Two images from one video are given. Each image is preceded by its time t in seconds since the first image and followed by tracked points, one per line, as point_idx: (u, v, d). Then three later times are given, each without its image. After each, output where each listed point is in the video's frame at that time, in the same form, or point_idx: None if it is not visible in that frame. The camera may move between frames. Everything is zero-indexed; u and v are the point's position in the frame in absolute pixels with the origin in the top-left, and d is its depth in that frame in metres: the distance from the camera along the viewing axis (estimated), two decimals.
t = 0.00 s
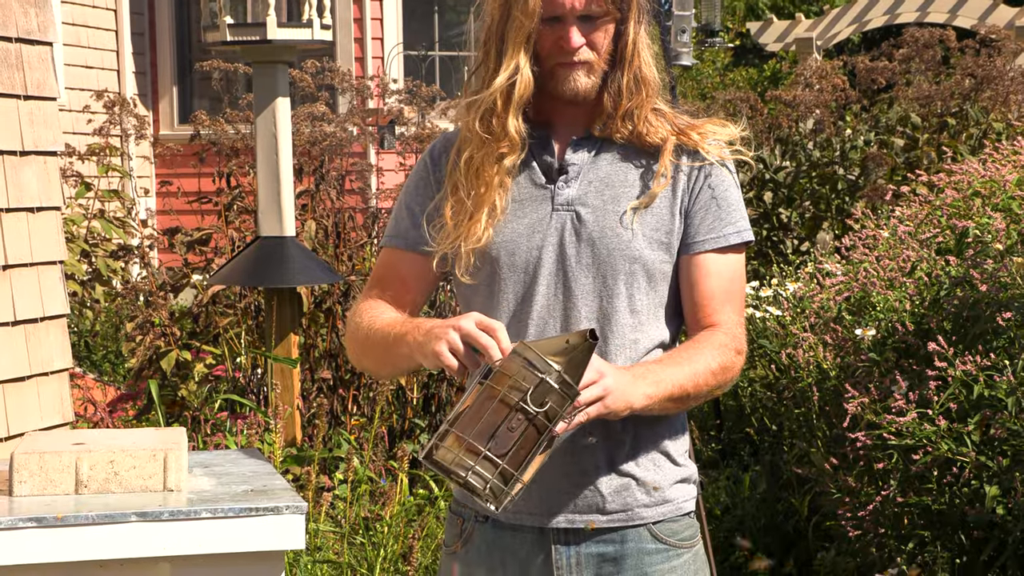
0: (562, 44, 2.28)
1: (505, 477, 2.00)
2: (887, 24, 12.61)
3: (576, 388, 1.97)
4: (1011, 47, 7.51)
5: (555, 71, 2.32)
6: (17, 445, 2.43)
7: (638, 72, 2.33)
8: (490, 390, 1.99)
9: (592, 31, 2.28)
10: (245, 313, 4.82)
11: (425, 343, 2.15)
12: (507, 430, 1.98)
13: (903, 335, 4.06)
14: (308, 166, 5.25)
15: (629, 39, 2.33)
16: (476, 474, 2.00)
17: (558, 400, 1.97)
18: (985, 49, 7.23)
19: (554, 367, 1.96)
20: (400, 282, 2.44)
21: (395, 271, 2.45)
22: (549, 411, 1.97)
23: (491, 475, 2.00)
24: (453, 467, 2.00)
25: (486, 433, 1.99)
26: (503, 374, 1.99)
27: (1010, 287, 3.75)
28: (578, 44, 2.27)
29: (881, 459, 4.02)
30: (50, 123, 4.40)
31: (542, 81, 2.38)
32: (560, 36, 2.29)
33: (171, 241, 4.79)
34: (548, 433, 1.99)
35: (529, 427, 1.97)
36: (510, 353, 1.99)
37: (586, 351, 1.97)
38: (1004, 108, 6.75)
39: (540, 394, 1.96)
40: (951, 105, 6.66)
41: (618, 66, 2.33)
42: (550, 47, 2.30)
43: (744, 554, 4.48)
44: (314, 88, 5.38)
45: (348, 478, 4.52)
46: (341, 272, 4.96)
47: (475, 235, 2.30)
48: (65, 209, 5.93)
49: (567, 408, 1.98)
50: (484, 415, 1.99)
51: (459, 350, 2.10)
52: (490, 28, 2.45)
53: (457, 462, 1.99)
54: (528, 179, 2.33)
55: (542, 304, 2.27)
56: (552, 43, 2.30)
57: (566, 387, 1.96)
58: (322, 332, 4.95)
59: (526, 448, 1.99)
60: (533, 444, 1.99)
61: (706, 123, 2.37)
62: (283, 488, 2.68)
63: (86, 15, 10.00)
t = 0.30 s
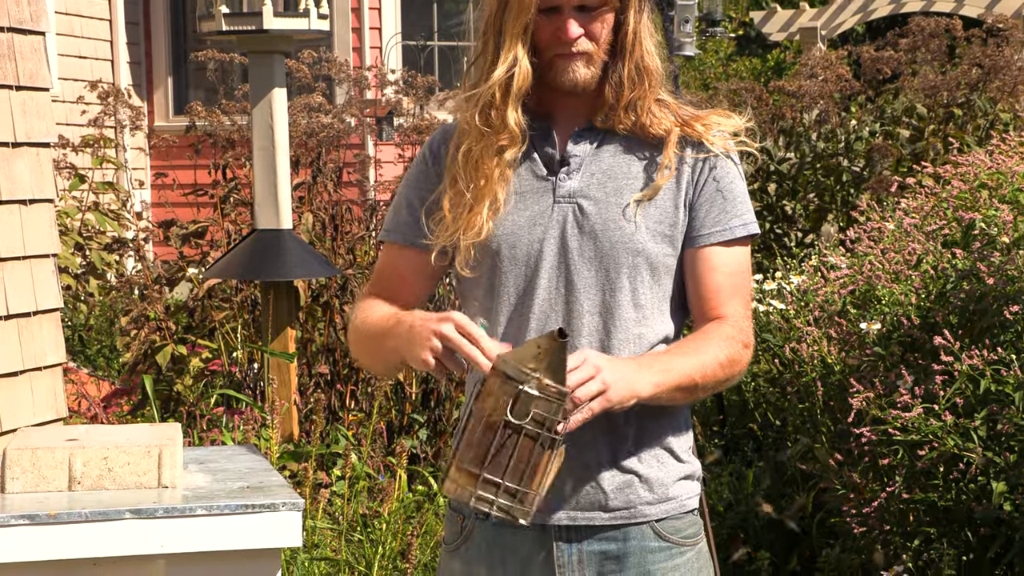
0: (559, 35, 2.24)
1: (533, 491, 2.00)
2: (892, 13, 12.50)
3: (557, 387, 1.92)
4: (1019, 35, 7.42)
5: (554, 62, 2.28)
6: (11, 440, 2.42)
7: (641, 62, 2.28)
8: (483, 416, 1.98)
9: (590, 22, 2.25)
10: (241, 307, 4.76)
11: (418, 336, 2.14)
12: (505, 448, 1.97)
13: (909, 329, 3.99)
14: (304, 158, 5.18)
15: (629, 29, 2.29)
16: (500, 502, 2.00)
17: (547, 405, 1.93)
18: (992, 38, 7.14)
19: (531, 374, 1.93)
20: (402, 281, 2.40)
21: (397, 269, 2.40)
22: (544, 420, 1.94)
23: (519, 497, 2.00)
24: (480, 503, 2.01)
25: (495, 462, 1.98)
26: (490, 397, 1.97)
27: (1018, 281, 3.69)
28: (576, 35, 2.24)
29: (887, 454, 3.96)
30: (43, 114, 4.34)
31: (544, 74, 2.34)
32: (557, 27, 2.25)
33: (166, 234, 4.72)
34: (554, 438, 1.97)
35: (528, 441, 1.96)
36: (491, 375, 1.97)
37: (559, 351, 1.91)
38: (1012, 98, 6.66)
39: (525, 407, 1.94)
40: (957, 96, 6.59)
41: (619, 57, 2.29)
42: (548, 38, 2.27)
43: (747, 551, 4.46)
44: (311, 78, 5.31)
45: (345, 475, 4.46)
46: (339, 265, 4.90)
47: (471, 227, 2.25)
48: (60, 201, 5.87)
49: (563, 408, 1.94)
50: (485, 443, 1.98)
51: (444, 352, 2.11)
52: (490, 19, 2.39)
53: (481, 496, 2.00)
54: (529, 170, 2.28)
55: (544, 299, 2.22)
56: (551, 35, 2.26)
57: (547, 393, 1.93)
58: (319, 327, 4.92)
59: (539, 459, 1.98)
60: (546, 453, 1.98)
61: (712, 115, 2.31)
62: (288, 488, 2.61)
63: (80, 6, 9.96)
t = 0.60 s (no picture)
0: (557, 32, 2.24)
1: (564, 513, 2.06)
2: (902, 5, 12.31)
3: (541, 407, 1.99)
4: None
5: (552, 58, 2.27)
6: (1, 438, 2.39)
7: (642, 55, 2.27)
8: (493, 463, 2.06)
9: (586, 18, 2.25)
10: (237, 304, 4.68)
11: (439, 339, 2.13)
12: (520, 482, 2.04)
13: (918, 326, 3.91)
14: (302, 152, 5.10)
15: (629, 22, 2.30)
16: (536, 534, 2.05)
17: (542, 426, 2.00)
18: (1003, 30, 7.03)
19: (515, 408, 2.00)
20: (403, 275, 2.38)
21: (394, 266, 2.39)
22: (547, 442, 2.01)
23: (554, 525, 2.06)
24: (525, 545, 2.06)
25: (518, 498, 2.04)
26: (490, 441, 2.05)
27: None
28: (573, 31, 2.24)
29: (895, 454, 3.88)
30: (35, 107, 4.26)
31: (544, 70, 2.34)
32: (554, 23, 2.25)
33: (160, 229, 4.64)
34: (563, 455, 2.03)
35: (540, 467, 2.02)
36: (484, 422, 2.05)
37: (526, 373, 1.99)
38: None
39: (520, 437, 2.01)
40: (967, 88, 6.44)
41: (620, 50, 2.30)
42: (545, 34, 2.26)
43: (753, 552, 4.34)
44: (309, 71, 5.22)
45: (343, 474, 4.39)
46: (337, 261, 4.83)
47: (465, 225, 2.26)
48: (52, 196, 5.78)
49: (560, 424, 2.02)
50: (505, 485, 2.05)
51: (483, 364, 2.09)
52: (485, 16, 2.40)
53: (523, 538, 2.05)
54: (531, 165, 2.28)
55: (545, 294, 2.22)
56: (547, 31, 2.26)
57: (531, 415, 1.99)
58: (317, 324, 4.84)
59: (558, 479, 2.04)
60: (562, 471, 2.04)
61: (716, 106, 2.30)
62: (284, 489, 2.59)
63: None
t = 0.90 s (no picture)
0: (560, 30, 2.17)
1: (577, 512, 1.99)
2: None
3: (540, 411, 1.92)
4: None
5: (556, 56, 2.20)
6: None
7: (648, 51, 2.21)
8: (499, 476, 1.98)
9: (591, 15, 2.17)
10: (232, 301, 4.60)
11: (438, 347, 2.07)
12: (529, 490, 1.96)
13: (927, 325, 3.83)
14: (298, 147, 5.02)
15: (633, 18, 2.23)
16: (552, 538, 1.97)
17: (544, 429, 1.93)
18: (1013, 23, 6.92)
19: (513, 417, 1.92)
20: (395, 274, 2.31)
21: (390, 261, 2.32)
22: (551, 446, 1.94)
23: (569, 525, 1.98)
24: (542, 551, 1.98)
25: (527, 504, 1.97)
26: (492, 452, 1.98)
27: None
28: (577, 29, 2.16)
29: (903, 455, 3.80)
30: (25, 101, 4.18)
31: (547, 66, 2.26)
32: (557, 21, 2.18)
33: (154, 225, 4.56)
34: (567, 454, 1.96)
35: (546, 471, 1.94)
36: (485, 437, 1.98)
37: (518, 381, 1.93)
38: None
39: (523, 445, 1.93)
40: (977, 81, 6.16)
41: (625, 46, 2.23)
42: (549, 31, 2.19)
43: (759, 556, 4.31)
44: (304, 64, 5.14)
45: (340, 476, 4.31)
46: (334, 258, 4.76)
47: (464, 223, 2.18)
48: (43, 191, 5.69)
49: (560, 423, 1.94)
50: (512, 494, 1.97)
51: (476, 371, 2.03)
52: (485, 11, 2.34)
53: (540, 543, 1.97)
54: (534, 160, 2.20)
55: (549, 293, 2.14)
56: (550, 28, 2.19)
57: (530, 422, 1.92)
58: (313, 322, 4.76)
59: (567, 479, 1.97)
60: (569, 469, 1.97)
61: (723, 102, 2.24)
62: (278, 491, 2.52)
63: None
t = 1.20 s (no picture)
0: (554, 25, 2.10)
1: (591, 515, 1.92)
2: None
3: (535, 421, 1.86)
4: None
5: (551, 51, 2.14)
6: None
7: (644, 45, 2.15)
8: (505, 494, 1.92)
9: (585, 9, 2.11)
10: (224, 298, 4.53)
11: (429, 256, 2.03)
12: (537, 503, 1.89)
13: (932, 322, 3.76)
14: (291, 141, 4.94)
15: (629, 12, 2.17)
16: (569, 546, 1.90)
17: (543, 438, 1.87)
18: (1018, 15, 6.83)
19: (509, 432, 1.87)
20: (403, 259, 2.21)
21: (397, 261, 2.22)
22: (553, 454, 1.88)
23: (584, 530, 1.91)
24: (561, 561, 1.92)
25: (537, 519, 1.90)
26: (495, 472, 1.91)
27: None
28: (572, 24, 2.10)
29: (908, 455, 3.73)
30: (12, 94, 4.10)
31: (541, 60, 2.19)
32: (551, 16, 2.11)
33: (144, 221, 4.49)
34: (570, 459, 1.89)
35: (551, 480, 1.88)
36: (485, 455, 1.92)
37: (508, 395, 1.88)
38: None
39: (522, 457, 1.88)
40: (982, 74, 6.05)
41: (620, 40, 2.16)
42: (543, 26, 2.12)
43: (761, 556, 4.27)
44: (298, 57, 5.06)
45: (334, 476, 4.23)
46: (327, 255, 4.68)
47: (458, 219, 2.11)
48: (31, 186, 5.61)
49: (560, 431, 1.88)
50: (521, 515, 1.91)
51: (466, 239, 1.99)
52: (480, 5, 2.29)
53: (557, 555, 1.91)
54: (530, 155, 2.13)
55: (545, 291, 2.06)
56: (544, 23, 2.12)
57: (526, 433, 1.86)
58: (306, 319, 4.69)
59: (575, 486, 1.90)
60: (576, 476, 1.90)
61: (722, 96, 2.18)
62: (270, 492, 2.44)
63: None
